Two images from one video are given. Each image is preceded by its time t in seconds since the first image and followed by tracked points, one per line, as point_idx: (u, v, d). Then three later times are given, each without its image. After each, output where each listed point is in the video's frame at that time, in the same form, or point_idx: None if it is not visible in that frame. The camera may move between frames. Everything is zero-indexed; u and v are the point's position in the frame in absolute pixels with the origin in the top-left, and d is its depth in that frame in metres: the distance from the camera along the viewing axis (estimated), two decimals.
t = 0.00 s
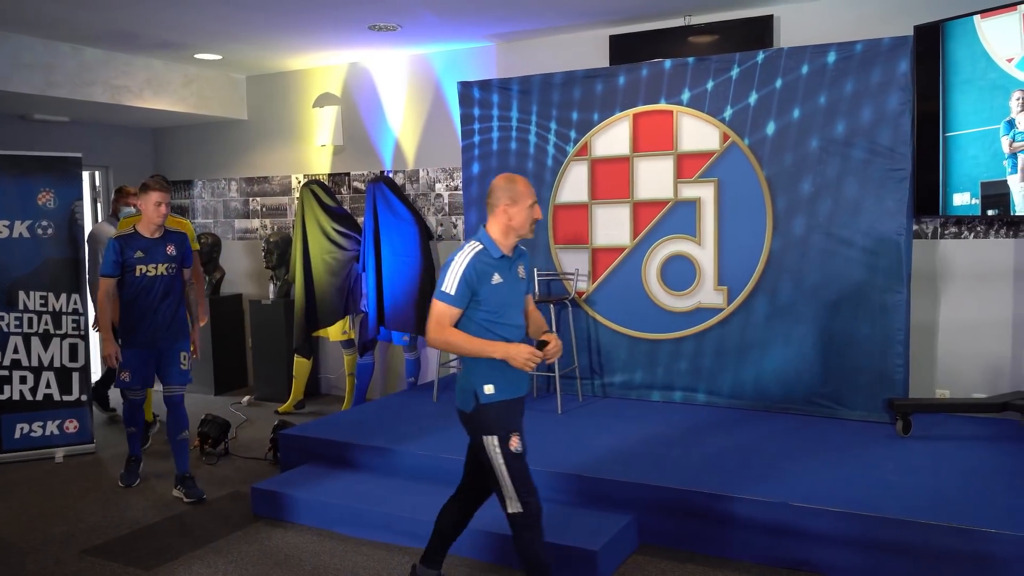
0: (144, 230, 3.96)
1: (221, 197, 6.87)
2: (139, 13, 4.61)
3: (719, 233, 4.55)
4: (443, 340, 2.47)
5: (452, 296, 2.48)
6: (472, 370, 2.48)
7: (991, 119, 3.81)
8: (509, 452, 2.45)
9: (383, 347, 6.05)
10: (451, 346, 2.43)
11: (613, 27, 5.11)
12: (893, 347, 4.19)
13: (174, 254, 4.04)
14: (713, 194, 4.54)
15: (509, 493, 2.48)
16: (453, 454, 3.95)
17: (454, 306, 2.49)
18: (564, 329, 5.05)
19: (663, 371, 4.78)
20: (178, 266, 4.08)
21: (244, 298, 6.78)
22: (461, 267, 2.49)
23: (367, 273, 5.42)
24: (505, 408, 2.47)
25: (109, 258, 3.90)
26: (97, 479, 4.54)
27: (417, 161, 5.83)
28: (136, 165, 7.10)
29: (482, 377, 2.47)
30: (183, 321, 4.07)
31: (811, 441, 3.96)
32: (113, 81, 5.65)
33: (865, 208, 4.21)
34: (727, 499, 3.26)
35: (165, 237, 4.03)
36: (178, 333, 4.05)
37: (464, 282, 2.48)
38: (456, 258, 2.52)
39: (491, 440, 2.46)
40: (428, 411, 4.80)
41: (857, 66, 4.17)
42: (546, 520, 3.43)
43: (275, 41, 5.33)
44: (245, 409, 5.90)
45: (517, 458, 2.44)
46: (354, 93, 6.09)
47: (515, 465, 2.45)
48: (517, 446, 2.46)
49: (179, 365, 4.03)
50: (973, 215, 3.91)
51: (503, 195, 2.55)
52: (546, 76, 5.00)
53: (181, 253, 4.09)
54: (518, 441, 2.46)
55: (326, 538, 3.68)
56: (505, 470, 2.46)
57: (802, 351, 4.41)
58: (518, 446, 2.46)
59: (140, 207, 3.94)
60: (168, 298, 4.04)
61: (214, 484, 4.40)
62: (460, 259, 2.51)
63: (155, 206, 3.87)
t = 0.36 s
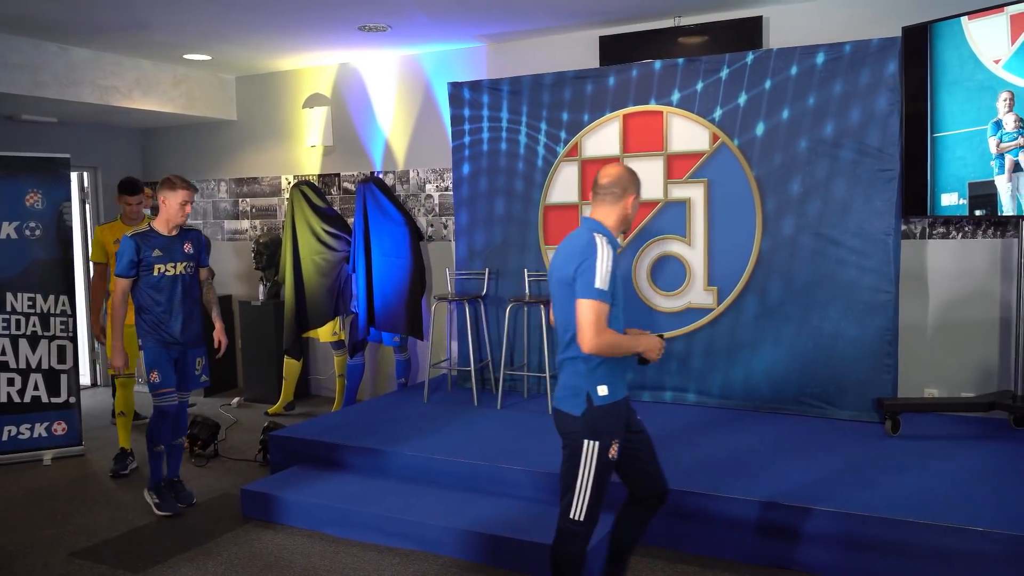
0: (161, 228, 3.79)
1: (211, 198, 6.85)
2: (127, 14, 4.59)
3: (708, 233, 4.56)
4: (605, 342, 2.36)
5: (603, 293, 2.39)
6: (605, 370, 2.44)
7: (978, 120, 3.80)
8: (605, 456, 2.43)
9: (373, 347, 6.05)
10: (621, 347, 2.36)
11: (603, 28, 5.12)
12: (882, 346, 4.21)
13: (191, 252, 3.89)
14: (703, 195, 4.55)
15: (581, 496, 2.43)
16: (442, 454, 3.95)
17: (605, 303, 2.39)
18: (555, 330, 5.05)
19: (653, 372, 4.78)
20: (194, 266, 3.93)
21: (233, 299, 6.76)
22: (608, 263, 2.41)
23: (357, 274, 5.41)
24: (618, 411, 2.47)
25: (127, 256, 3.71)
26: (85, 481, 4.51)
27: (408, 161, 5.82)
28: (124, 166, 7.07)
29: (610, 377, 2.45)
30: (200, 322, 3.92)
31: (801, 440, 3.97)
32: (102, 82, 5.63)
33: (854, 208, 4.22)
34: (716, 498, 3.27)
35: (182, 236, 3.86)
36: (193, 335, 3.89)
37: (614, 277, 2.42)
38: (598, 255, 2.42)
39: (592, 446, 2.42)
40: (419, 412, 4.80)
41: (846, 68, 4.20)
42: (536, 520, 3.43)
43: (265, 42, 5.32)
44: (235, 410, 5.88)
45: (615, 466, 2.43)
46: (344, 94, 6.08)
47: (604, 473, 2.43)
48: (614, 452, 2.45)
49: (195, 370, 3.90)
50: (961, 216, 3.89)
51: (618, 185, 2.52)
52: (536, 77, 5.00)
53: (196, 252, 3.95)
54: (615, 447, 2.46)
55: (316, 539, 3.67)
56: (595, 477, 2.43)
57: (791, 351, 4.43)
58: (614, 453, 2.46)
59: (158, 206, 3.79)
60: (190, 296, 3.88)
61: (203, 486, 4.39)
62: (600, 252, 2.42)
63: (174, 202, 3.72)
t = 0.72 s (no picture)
0: (182, 230, 3.55)
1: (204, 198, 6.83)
2: (118, 14, 4.58)
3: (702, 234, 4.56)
4: (730, 338, 2.32)
5: (729, 288, 2.34)
6: (730, 375, 2.41)
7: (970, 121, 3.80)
8: (731, 473, 2.42)
9: (367, 349, 6.04)
10: (749, 344, 2.30)
11: (595, 29, 5.12)
12: (875, 346, 4.21)
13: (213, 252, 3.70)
14: (696, 195, 4.56)
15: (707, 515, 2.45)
16: (436, 455, 3.94)
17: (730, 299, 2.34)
18: (549, 331, 5.05)
19: (647, 372, 4.79)
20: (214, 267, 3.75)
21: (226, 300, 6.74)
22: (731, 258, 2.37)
23: (350, 274, 5.40)
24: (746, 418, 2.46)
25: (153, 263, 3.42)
26: (78, 483, 4.50)
27: (401, 162, 5.82)
28: (116, 167, 7.05)
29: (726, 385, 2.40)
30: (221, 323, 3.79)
31: (794, 440, 3.98)
32: (94, 82, 5.61)
33: (847, 209, 4.23)
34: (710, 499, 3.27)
35: (204, 236, 3.65)
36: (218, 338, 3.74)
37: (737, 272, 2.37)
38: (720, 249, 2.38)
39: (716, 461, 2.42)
40: (412, 413, 4.79)
41: (838, 68, 4.21)
42: (530, 521, 3.42)
43: (258, 42, 5.31)
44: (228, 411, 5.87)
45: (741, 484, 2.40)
46: (337, 94, 6.07)
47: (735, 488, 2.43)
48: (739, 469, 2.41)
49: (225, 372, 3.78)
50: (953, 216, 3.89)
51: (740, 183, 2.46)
52: (529, 78, 5.00)
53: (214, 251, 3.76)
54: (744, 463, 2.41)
55: (309, 541, 3.66)
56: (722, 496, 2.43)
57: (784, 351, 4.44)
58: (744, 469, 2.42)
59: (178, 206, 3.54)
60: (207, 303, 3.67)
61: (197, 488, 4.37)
62: (723, 247, 2.39)
63: (201, 203, 3.51)
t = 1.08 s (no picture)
0: (225, 227, 3.53)
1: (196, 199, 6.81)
2: (110, 13, 4.56)
3: (695, 234, 4.58)
4: (799, 340, 2.18)
5: (808, 290, 2.19)
6: (828, 385, 2.47)
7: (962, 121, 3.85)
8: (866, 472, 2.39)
9: (360, 350, 6.04)
10: (816, 353, 2.15)
11: (588, 30, 5.13)
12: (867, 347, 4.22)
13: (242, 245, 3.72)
14: (689, 196, 4.57)
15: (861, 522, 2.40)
16: (429, 456, 3.94)
17: (810, 302, 2.19)
18: (542, 331, 5.05)
19: (640, 373, 4.80)
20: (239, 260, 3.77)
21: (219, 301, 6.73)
22: (818, 260, 2.21)
23: (343, 275, 5.40)
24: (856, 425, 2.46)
25: (207, 260, 3.40)
26: (69, 485, 4.48)
27: (394, 163, 5.82)
28: (107, 167, 7.02)
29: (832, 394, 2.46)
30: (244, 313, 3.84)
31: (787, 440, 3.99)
32: (86, 83, 5.59)
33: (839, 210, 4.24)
34: (702, 498, 3.28)
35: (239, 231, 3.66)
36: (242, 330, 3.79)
37: (825, 274, 2.20)
38: (809, 249, 2.23)
39: (847, 465, 2.42)
40: (405, 414, 4.79)
41: (830, 69, 4.21)
42: (524, 521, 3.42)
43: (251, 42, 5.30)
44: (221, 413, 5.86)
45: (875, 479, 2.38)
46: (330, 95, 6.07)
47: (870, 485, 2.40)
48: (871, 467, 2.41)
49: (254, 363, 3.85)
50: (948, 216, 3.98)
51: (854, 181, 2.26)
52: (523, 78, 5.00)
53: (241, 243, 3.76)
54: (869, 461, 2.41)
55: (302, 542, 3.65)
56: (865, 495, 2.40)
57: (777, 351, 4.44)
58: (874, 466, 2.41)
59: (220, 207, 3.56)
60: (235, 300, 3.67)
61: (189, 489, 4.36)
62: (815, 246, 2.22)
63: (247, 201, 3.57)
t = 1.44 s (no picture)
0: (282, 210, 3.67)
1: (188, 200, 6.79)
2: (101, 14, 4.54)
3: (687, 234, 4.58)
4: (900, 349, 2.09)
5: (910, 296, 2.09)
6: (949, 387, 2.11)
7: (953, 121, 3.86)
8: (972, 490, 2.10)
9: (353, 351, 6.03)
10: (917, 361, 2.05)
11: (581, 31, 5.14)
12: (859, 347, 4.24)
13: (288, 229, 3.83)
14: (682, 196, 4.58)
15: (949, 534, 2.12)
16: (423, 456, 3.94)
17: (912, 310, 2.09)
18: (536, 331, 5.05)
19: (633, 373, 4.80)
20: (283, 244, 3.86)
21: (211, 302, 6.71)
22: (919, 263, 2.10)
23: (336, 276, 5.36)
24: (976, 439, 2.07)
25: (272, 238, 3.53)
26: (60, 487, 4.46)
27: (387, 164, 5.81)
28: (99, 167, 6.99)
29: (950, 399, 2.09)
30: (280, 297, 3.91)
31: (779, 440, 4.00)
32: (77, 83, 5.57)
33: (830, 210, 4.26)
34: (694, 498, 3.28)
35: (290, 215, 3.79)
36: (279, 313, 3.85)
37: (927, 279, 2.08)
38: (913, 252, 2.13)
39: (952, 474, 2.09)
40: (398, 415, 4.78)
41: (822, 70, 4.22)
42: (517, 522, 3.42)
43: (243, 42, 5.28)
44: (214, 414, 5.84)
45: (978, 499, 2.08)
46: (322, 95, 6.05)
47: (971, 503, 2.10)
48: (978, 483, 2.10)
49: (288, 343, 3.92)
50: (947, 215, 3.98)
51: (950, 178, 2.15)
52: (515, 79, 5.00)
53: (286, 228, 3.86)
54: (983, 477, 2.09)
55: (295, 543, 3.64)
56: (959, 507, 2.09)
57: (770, 351, 4.45)
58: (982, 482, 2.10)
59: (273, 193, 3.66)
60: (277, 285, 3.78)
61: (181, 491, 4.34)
62: (922, 248, 2.11)
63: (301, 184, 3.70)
